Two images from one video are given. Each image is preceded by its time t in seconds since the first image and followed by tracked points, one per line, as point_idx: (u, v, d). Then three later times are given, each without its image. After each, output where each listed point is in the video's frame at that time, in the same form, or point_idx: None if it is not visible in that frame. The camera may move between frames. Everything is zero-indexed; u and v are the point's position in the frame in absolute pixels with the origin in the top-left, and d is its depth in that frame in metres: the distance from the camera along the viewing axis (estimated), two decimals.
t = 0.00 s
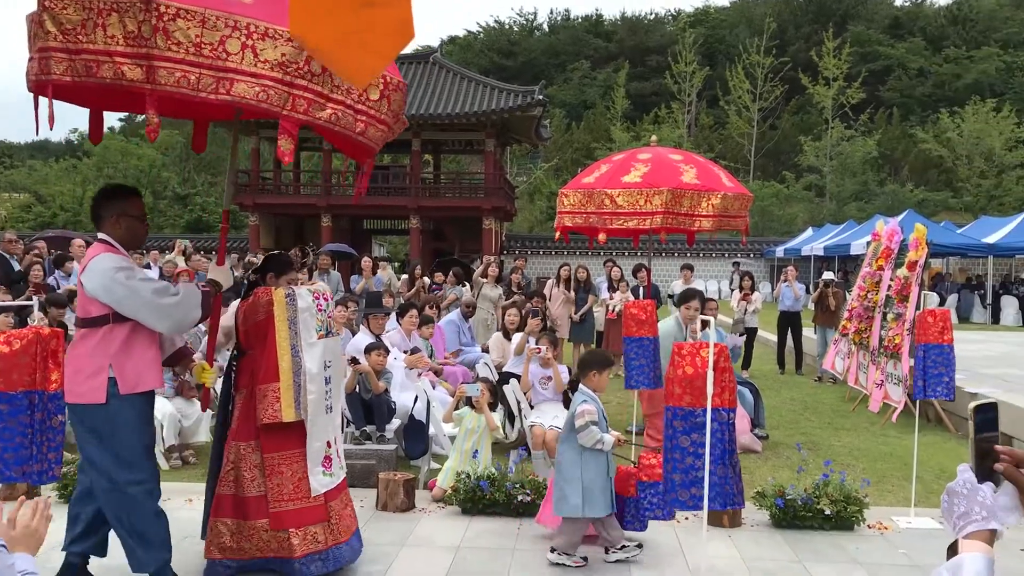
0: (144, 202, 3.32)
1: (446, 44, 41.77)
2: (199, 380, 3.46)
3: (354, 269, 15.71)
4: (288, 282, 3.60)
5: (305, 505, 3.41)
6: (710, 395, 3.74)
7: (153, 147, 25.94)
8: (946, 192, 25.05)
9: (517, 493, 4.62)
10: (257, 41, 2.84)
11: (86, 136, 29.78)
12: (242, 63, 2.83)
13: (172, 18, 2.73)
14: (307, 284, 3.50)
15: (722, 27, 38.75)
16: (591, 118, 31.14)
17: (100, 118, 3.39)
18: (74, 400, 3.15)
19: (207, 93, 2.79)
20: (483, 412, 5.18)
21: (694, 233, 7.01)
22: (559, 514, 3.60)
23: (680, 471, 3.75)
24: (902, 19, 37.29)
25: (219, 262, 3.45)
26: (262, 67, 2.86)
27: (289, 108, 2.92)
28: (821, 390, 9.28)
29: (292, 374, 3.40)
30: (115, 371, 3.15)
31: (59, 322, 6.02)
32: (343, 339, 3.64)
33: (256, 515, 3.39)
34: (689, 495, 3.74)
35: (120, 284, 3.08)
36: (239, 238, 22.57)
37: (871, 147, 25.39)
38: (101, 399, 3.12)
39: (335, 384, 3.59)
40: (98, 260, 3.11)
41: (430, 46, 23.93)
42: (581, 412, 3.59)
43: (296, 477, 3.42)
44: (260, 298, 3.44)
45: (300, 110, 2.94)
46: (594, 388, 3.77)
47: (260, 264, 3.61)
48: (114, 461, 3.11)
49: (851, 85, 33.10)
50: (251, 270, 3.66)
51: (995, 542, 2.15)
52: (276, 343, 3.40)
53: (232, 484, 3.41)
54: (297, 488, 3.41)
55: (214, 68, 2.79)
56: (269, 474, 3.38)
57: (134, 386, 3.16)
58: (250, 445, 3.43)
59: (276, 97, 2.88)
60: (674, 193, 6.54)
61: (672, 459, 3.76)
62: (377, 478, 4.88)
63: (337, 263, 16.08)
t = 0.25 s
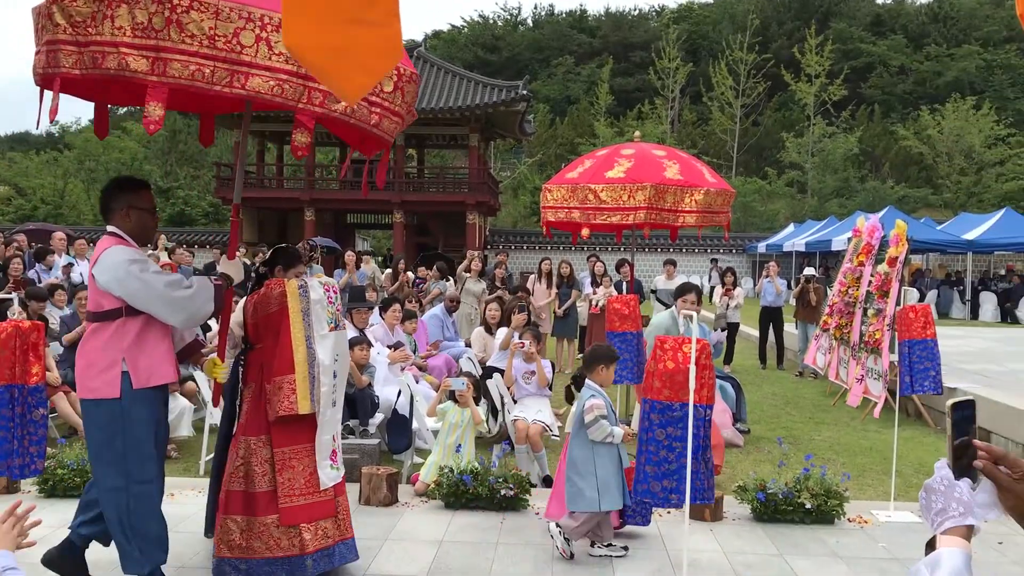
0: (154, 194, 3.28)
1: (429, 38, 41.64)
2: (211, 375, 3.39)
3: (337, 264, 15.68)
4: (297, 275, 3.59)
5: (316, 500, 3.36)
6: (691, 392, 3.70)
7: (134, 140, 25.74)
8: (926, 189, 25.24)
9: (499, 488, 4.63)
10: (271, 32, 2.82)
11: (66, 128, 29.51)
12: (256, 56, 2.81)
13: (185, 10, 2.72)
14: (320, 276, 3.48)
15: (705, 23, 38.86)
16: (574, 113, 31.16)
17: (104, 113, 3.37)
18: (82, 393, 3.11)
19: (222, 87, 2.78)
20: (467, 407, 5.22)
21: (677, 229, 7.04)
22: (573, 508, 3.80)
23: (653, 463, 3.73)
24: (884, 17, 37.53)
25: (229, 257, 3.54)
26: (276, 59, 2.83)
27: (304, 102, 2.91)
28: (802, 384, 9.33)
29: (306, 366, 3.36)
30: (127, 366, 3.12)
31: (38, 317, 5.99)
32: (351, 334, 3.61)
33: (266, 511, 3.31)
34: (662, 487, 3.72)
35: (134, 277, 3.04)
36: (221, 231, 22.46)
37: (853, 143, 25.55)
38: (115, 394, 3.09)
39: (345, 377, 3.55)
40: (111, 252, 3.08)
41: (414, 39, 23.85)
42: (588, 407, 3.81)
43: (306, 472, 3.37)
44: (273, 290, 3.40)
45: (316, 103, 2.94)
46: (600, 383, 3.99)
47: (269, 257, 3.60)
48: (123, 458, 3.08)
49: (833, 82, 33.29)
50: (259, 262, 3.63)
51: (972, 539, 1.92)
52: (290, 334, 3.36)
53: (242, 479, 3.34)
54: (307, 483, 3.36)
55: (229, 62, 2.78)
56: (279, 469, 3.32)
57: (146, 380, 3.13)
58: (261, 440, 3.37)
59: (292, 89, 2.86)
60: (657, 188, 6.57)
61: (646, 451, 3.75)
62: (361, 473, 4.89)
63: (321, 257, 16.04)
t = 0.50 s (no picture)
0: (165, 187, 3.27)
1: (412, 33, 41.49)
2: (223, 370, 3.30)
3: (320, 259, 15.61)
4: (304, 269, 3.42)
5: (322, 495, 3.28)
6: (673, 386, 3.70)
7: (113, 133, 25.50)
8: (907, 186, 25.44)
9: (482, 484, 4.62)
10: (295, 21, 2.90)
11: (45, 121, 29.21)
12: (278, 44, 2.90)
13: None
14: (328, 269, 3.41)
15: (689, 20, 38.95)
16: (558, 109, 31.14)
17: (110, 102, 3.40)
18: (90, 387, 3.08)
19: (248, 76, 2.86)
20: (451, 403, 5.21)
21: (660, 225, 7.04)
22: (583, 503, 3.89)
23: (632, 457, 3.72)
24: (866, 15, 37.79)
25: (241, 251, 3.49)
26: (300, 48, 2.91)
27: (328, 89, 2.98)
28: (783, 380, 9.39)
29: (315, 360, 3.29)
30: (137, 361, 3.10)
31: (17, 311, 5.94)
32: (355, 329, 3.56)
33: (272, 506, 3.22)
34: (638, 480, 3.71)
35: (146, 270, 3.01)
36: (202, 226, 22.31)
37: (835, 141, 25.71)
38: (123, 389, 3.06)
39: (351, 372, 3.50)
40: (123, 245, 3.05)
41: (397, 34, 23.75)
42: (598, 403, 3.88)
43: (311, 466, 3.30)
44: (282, 282, 3.29)
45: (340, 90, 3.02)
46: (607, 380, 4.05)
47: (276, 249, 3.43)
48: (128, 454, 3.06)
49: (815, 79, 33.45)
50: (267, 253, 3.50)
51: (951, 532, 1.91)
52: (299, 327, 3.28)
53: (245, 473, 3.25)
54: (312, 477, 3.28)
55: (253, 48, 2.86)
56: (284, 463, 3.24)
57: (156, 374, 3.10)
58: (266, 433, 3.28)
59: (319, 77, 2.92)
60: (641, 184, 6.56)
61: (626, 445, 3.74)
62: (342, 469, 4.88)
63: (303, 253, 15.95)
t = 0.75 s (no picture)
0: (177, 185, 3.24)
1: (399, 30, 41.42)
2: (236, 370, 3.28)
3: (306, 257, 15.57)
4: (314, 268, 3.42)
5: (323, 495, 3.25)
6: (660, 382, 3.76)
7: (97, 129, 25.33)
8: (891, 184, 25.58)
9: (469, 481, 4.62)
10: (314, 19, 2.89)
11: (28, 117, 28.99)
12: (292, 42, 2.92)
13: None
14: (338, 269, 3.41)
15: (675, 18, 39.05)
16: (545, 106, 31.16)
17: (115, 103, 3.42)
18: (99, 384, 3.04)
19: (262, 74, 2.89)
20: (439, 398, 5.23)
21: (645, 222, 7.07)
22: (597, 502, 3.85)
23: (623, 454, 3.72)
24: (850, 14, 37.99)
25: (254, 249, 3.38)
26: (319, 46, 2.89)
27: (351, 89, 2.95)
28: (768, 377, 9.43)
29: (322, 356, 3.29)
30: (147, 359, 3.05)
31: None
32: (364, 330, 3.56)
33: (268, 505, 3.21)
34: (629, 479, 3.72)
35: (158, 269, 2.98)
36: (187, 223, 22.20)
37: (819, 139, 25.83)
38: (134, 386, 3.02)
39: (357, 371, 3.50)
40: (136, 244, 3.02)
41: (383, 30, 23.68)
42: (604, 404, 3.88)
43: (314, 465, 3.27)
44: (291, 280, 3.29)
45: (361, 89, 3.00)
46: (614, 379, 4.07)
47: (286, 249, 3.45)
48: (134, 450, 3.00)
49: (800, 77, 33.61)
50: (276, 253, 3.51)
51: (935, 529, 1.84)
52: (307, 325, 3.28)
53: (245, 471, 3.24)
54: (315, 476, 3.26)
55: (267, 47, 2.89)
56: (287, 461, 3.22)
57: (168, 373, 3.05)
58: (267, 430, 3.27)
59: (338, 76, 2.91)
60: (627, 181, 6.58)
61: (615, 443, 3.74)
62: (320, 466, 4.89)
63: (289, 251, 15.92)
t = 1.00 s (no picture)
0: (192, 184, 3.23)
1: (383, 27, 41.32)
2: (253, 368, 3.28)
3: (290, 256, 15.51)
4: (329, 269, 3.44)
5: (336, 495, 3.27)
6: (646, 379, 3.75)
7: (78, 126, 25.14)
8: (873, 183, 25.74)
9: (453, 479, 4.62)
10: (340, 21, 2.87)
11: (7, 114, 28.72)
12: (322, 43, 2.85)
13: None
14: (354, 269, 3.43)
15: (658, 16, 39.13)
16: (529, 104, 31.16)
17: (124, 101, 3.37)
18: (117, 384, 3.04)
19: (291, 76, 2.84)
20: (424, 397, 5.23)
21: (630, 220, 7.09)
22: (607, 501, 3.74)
23: (612, 454, 3.74)
24: (833, 13, 38.19)
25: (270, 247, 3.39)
26: (345, 49, 2.88)
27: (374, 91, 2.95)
28: (751, 375, 9.47)
29: (338, 357, 3.31)
30: (166, 358, 3.06)
31: None
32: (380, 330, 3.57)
33: (278, 504, 3.23)
34: (621, 479, 3.72)
35: (175, 268, 2.98)
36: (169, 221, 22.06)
37: (802, 138, 25.96)
38: (153, 386, 3.01)
39: (372, 372, 3.51)
40: (153, 243, 3.02)
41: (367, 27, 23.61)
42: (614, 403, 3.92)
43: (327, 465, 3.29)
44: (307, 281, 3.32)
45: (385, 91, 2.99)
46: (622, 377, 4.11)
47: (303, 249, 3.47)
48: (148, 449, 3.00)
49: (783, 76, 33.76)
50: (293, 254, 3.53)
51: (921, 527, 1.86)
52: (323, 326, 3.30)
53: (257, 470, 3.27)
54: (328, 476, 3.28)
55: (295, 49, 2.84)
56: (301, 460, 3.24)
57: (186, 373, 3.06)
58: (281, 430, 3.30)
59: (363, 78, 2.91)
60: (612, 180, 6.60)
61: (605, 442, 3.76)
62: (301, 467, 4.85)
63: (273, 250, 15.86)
